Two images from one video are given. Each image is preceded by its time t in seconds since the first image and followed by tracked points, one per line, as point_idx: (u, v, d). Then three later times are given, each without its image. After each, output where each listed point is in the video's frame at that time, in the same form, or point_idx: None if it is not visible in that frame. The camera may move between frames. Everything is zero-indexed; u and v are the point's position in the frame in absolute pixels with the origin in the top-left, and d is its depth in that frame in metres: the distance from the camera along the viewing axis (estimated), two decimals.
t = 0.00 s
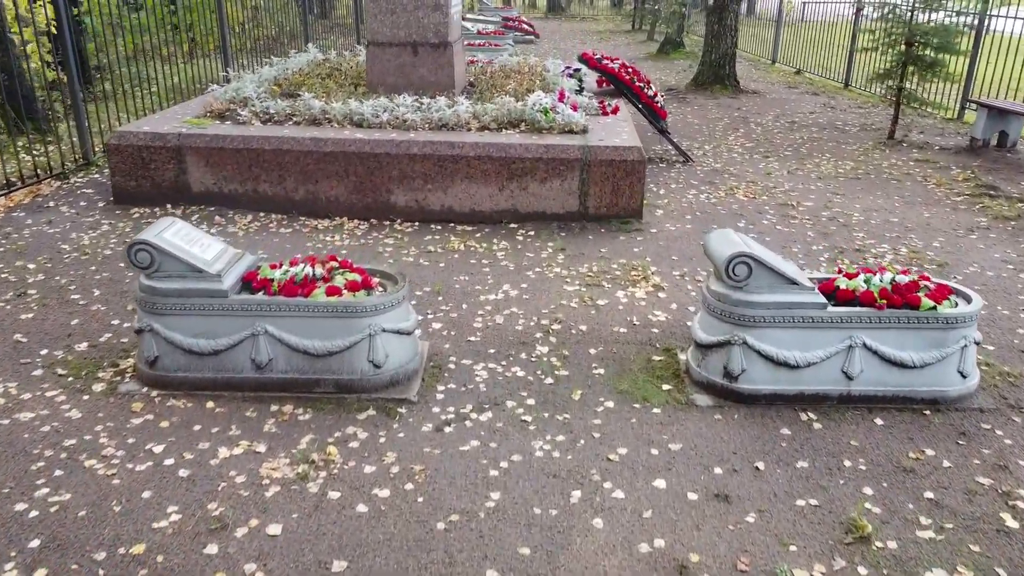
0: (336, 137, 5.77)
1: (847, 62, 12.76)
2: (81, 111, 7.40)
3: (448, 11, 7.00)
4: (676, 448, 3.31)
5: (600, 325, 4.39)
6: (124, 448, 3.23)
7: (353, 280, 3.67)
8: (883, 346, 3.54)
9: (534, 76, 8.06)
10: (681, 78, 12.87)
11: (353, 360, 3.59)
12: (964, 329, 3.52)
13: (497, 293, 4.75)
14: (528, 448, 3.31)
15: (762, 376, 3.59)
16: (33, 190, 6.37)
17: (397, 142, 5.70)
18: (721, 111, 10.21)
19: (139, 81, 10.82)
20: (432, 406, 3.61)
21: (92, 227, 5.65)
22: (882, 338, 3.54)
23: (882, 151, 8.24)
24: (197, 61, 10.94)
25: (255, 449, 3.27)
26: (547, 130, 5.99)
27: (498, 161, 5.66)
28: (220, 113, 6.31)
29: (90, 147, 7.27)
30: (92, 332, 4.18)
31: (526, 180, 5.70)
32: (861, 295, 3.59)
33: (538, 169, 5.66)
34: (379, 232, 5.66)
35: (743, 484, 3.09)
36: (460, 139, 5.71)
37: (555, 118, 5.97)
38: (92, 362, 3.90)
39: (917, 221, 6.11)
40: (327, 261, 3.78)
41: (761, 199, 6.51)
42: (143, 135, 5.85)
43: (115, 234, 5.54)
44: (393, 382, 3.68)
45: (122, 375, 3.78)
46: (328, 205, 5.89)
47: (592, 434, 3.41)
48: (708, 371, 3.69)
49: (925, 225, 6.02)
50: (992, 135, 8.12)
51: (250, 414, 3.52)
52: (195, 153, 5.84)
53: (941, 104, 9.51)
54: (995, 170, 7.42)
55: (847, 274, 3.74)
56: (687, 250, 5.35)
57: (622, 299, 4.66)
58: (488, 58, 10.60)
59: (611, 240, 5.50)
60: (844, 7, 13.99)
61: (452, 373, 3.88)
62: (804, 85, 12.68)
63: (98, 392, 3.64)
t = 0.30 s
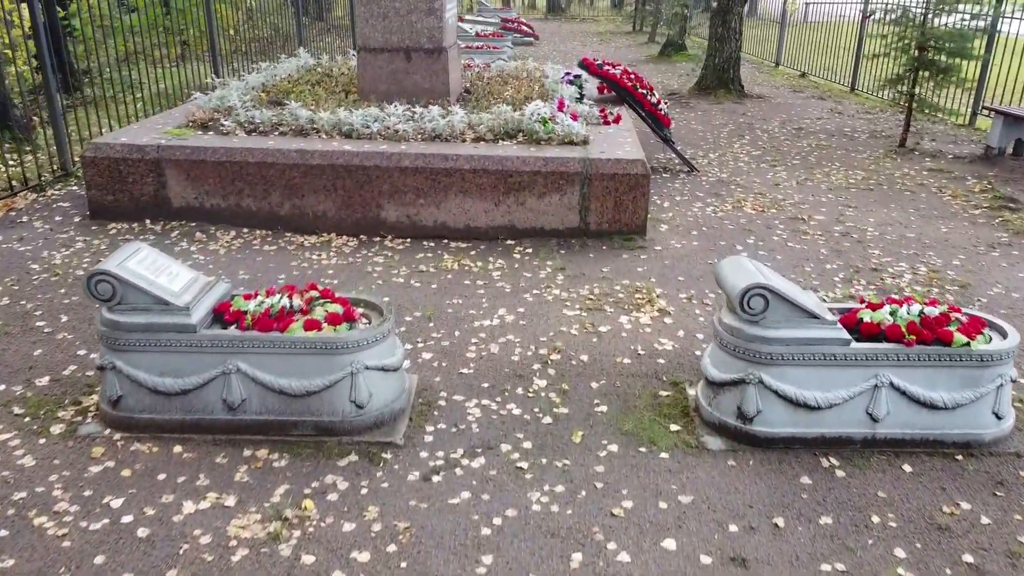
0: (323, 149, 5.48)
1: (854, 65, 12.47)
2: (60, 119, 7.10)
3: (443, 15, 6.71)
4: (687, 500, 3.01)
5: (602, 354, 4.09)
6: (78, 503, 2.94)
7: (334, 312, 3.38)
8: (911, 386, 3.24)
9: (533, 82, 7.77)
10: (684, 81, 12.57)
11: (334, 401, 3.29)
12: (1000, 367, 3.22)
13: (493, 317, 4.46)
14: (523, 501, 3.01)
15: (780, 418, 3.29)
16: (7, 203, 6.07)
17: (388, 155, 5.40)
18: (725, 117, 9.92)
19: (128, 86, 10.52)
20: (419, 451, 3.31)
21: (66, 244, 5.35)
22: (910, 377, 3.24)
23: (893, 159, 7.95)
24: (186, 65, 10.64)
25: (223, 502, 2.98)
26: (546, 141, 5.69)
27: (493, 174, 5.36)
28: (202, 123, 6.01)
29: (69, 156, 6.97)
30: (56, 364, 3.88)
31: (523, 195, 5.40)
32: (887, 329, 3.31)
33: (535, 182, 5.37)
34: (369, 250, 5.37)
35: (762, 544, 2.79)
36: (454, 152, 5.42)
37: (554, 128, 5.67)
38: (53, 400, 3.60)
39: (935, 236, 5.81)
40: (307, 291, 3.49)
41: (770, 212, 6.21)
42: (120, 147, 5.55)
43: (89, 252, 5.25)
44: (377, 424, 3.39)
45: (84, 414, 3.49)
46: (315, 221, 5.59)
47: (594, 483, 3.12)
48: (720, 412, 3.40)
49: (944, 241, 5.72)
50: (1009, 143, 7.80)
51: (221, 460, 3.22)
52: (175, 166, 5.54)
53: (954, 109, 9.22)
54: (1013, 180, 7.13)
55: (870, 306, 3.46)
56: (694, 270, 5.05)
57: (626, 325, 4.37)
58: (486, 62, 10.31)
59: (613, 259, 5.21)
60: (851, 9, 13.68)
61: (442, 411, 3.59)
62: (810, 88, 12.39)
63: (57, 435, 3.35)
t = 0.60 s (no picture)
0: (309, 163, 5.17)
1: (862, 69, 12.16)
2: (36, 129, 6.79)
3: (437, 19, 6.39)
4: (702, 567, 2.70)
5: (606, 390, 3.78)
6: (22, 572, 2.63)
7: (311, 350, 3.07)
8: (950, 435, 2.93)
9: (532, 89, 7.46)
10: (687, 85, 12.26)
11: (311, 450, 2.98)
12: None
13: (488, 347, 4.14)
14: (520, 567, 2.70)
15: (804, 469, 2.98)
16: None
17: (377, 169, 5.09)
18: (731, 123, 9.61)
19: (115, 91, 10.20)
20: (405, 505, 3.00)
21: (34, 264, 5.04)
22: (948, 425, 2.93)
23: (907, 168, 7.63)
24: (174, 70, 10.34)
25: (185, 570, 2.67)
26: (546, 153, 5.38)
27: (489, 189, 5.05)
28: (183, 134, 5.70)
29: (45, 168, 6.66)
30: (12, 403, 3.57)
31: (522, 211, 5.09)
32: (922, 371, 2.99)
33: (534, 198, 5.05)
34: (357, 270, 5.05)
35: None
36: (447, 166, 5.11)
37: (554, 140, 5.36)
38: (5, 444, 3.29)
39: (957, 254, 5.49)
40: (281, 328, 3.18)
41: (782, 228, 5.90)
42: (94, 160, 5.23)
43: (60, 272, 4.94)
44: (360, 474, 3.07)
45: (37, 462, 3.17)
46: (300, 239, 5.28)
47: (598, 545, 2.80)
48: (738, 461, 3.09)
49: (967, 259, 5.40)
50: None
51: (186, 517, 2.91)
52: (152, 180, 5.23)
53: (968, 115, 8.90)
54: None
55: (902, 344, 3.15)
56: (703, 292, 4.74)
57: (632, 355, 4.05)
58: (483, 67, 10.00)
59: (616, 280, 4.89)
60: (858, 10, 13.36)
61: (431, 458, 3.27)
62: (817, 92, 12.08)
63: (6, 488, 3.03)
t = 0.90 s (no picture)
0: (298, 176, 4.90)
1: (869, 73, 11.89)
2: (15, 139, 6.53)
3: (433, 24, 6.13)
4: None
5: (612, 426, 3.51)
6: None
7: (291, 392, 2.81)
8: (991, 488, 2.67)
9: (532, 96, 7.20)
10: (690, 89, 12.00)
11: (291, 504, 2.71)
12: None
13: (485, 377, 3.88)
14: None
15: (832, 525, 2.71)
16: None
17: (369, 183, 4.82)
18: (736, 129, 9.34)
19: (104, 96, 9.94)
20: (393, 564, 2.73)
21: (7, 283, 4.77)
22: (990, 477, 2.67)
23: (921, 177, 7.37)
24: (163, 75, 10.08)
25: None
26: (547, 166, 5.11)
27: (487, 205, 4.78)
28: (167, 145, 5.43)
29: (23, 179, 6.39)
30: None
31: (522, 227, 4.82)
32: (961, 416, 2.74)
33: (535, 214, 4.79)
34: (348, 290, 4.79)
35: None
36: (442, 180, 4.84)
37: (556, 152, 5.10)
38: None
39: (979, 271, 5.23)
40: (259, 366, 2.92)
41: (794, 243, 5.63)
42: (71, 173, 4.97)
43: (33, 294, 4.68)
44: (345, 527, 2.81)
45: None
46: (289, 256, 5.02)
47: None
48: (758, 513, 2.82)
49: (990, 277, 5.14)
50: None
51: None
52: (132, 195, 4.96)
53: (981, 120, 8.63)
54: None
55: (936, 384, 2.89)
56: (714, 315, 4.48)
57: (639, 387, 3.79)
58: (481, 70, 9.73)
59: (621, 301, 4.63)
60: (865, 12, 13.11)
61: (424, 507, 3.01)
62: (823, 96, 11.81)
63: None
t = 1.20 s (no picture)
0: (286, 192, 4.62)
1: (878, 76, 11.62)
2: None
3: (431, 30, 5.85)
4: None
5: (623, 470, 3.23)
6: None
7: (269, 442, 2.54)
8: None
9: (533, 104, 6.93)
10: (695, 94, 11.73)
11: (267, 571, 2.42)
12: None
13: (484, 413, 3.60)
14: None
15: None
16: None
17: (361, 200, 4.54)
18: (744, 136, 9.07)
19: (93, 102, 9.67)
20: None
21: None
22: None
23: (938, 188, 7.09)
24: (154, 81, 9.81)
25: None
26: (550, 181, 4.84)
27: (487, 223, 4.50)
28: (149, 158, 5.16)
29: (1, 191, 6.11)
30: None
31: (523, 247, 4.55)
32: (1014, 474, 2.47)
33: (537, 233, 4.51)
34: (338, 313, 4.51)
35: None
36: (439, 196, 4.56)
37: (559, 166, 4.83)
38: None
39: (1005, 291, 4.95)
40: (235, 414, 2.64)
41: (810, 261, 5.35)
42: (46, 190, 4.69)
43: (4, 318, 4.40)
44: None
45: None
46: (277, 277, 4.74)
47: None
48: None
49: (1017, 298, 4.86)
50: None
51: None
52: (111, 212, 4.68)
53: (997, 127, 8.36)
54: None
55: (981, 434, 2.62)
56: (728, 342, 4.20)
57: (651, 425, 3.51)
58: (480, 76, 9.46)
59: (629, 326, 4.35)
60: (873, 14, 12.83)
61: (416, 568, 2.73)
62: (830, 101, 11.54)
63: None
